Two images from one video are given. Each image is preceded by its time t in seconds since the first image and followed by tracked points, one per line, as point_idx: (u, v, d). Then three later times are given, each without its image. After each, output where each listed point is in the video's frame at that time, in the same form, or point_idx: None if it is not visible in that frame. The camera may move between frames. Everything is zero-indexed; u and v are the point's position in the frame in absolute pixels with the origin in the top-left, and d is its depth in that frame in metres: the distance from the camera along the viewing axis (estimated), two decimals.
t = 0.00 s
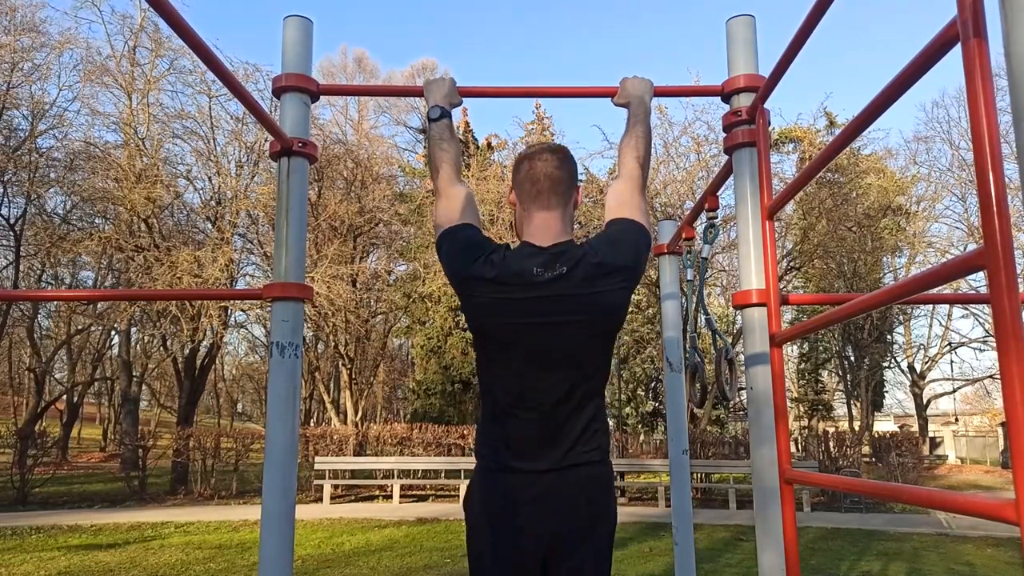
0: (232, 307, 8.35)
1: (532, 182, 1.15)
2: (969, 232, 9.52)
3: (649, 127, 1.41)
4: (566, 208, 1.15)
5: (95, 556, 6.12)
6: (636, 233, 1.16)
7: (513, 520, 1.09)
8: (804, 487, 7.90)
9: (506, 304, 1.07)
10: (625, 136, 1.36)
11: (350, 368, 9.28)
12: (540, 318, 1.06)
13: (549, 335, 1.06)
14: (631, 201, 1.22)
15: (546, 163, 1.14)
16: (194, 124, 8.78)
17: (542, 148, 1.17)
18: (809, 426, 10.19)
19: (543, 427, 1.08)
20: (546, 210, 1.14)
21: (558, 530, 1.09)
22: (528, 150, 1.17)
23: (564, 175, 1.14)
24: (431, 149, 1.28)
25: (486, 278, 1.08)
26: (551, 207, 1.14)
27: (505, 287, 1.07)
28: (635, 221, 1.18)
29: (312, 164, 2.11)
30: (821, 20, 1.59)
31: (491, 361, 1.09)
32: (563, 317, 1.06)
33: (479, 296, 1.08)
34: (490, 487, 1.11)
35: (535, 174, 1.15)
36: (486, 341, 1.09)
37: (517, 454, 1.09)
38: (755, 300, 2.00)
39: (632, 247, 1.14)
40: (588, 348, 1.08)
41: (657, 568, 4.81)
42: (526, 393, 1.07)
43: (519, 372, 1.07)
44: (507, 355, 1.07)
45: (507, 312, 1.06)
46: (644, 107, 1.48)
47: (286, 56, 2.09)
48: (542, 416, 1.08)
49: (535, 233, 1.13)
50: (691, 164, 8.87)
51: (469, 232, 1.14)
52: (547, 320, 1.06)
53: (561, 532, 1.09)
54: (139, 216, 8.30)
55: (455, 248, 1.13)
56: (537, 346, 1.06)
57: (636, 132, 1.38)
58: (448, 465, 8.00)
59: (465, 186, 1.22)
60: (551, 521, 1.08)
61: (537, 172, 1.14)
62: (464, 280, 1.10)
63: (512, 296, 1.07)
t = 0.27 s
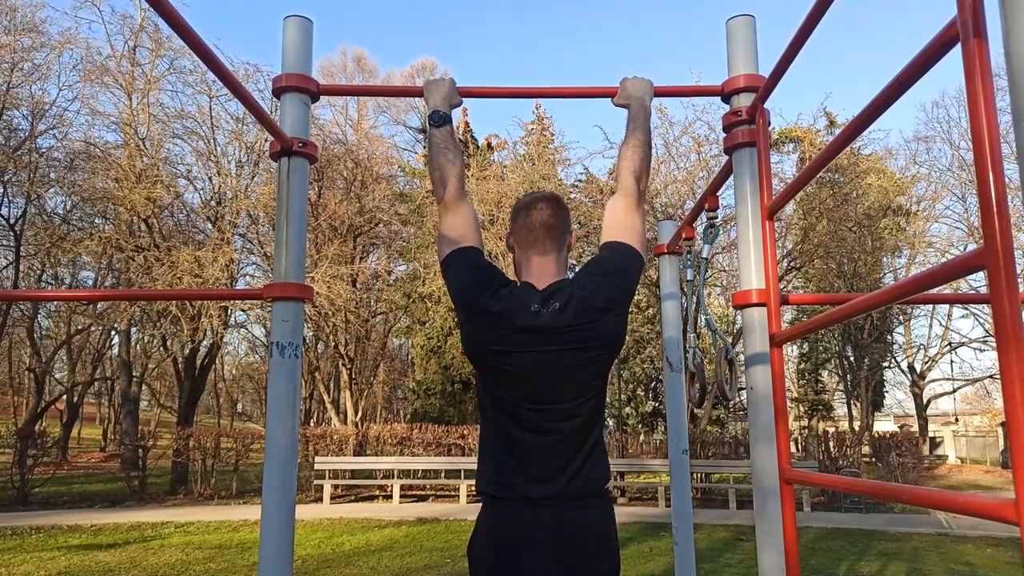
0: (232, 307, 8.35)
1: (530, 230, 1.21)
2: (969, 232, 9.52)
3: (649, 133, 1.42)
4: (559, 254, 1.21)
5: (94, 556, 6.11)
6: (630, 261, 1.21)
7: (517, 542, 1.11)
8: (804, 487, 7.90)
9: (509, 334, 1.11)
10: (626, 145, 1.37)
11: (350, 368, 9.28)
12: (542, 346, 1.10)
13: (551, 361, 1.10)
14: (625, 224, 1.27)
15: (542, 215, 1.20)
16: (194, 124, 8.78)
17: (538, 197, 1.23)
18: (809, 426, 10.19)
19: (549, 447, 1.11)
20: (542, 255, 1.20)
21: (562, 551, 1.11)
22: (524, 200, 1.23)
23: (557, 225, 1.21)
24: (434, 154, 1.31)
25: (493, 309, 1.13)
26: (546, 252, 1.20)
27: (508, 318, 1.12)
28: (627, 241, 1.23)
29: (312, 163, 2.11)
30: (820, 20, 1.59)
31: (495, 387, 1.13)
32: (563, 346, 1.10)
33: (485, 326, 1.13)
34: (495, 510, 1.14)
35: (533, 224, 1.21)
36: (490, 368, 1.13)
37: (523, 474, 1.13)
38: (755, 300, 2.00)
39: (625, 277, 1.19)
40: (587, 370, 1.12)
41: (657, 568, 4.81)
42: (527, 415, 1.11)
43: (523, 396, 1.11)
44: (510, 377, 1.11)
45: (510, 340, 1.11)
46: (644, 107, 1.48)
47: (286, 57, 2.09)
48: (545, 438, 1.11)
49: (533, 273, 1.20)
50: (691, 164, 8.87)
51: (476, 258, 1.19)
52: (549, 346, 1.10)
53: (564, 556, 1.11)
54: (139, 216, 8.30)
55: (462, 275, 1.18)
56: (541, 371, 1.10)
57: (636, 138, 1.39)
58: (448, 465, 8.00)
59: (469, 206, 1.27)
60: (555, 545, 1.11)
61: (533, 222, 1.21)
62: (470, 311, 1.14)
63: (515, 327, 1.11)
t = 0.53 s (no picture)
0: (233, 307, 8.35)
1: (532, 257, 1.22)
2: (969, 232, 9.52)
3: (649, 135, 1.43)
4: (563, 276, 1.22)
5: (95, 556, 6.11)
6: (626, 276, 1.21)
7: (520, 547, 1.12)
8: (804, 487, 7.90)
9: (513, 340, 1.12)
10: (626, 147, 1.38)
11: (350, 368, 9.28)
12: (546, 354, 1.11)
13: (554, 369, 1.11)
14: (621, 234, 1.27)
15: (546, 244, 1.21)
16: (194, 124, 8.78)
17: (541, 226, 1.23)
18: (809, 426, 10.19)
19: (553, 451, 1.12)
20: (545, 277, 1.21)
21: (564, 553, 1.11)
22: (528, 228, 1.23)
23: (560, 254, 1.22)
24: (440, 158, 1.32)
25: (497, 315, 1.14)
26: (549, 273, 1.21)
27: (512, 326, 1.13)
28: (617, 250, 1.23)
29: (312, 164, 2.11)
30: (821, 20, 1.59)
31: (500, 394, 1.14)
32: (568, 354, 1.11)
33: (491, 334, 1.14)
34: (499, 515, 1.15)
35: (534, 252, 1.22)
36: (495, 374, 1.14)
37: (525, 478, 1.13)
38: (755, 300, 2.00)
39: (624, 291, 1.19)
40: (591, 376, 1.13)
41: (657, 568, 4.81)
42: (531, 419, 1.11)
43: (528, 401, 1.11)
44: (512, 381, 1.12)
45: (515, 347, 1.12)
46: (643, 109, 1.48)
47: (286, 57, 2.09)
48: (550, 443, 1.11)
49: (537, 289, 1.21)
50: (691, 164, 8.87)
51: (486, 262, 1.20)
52: (554, 354, 1.11)
53: (567, 560, 1.11)
54: (139, 216, 8.30)
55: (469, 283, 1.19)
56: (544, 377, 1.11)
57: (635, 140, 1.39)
58: (448, 464, 8.00)
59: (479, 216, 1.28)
60: (556, 549, 1.11)
61: (537, 250, 1.22)
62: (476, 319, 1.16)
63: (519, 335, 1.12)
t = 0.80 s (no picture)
0: (233, 307, 8.35)
1: (532, 246, 1.21)
2: (969, 232, 9.52)
3: (649, 135, 1.43)
4: (562, 268, 1.22)
5: (95, 556, 6.12)
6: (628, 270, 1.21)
7: (520, 547, 1.11)
8: (804, 487, 7.91)
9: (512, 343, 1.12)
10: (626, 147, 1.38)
11: (350, 368, 9.28)
12: (545, 354, 1.12)
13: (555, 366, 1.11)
14: (624, 229, 1.27)
15: (546, 230, 1.21)
16: (194, 125, 8.79)
17: (542, 210, 1.23)
18: (809, 426, 10.20)
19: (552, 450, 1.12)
20: (545, 268, 1.21)
21: (566, 550, 1.11)
22: (528, 212, 1.23)
23: (561, 239, 1.22)
24: (438, 157, 1.32)
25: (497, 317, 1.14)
26: (548, 264, 1.22)
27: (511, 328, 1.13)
28: (622, 247, 1.24)
29: (312, 164, 2.11)
30: (820, 20, 1.59)
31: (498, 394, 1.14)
32: (567, 353, 1.12)
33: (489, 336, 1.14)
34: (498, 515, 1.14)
35: (537, 238, 1.21)
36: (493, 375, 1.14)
37: (524, 477, 1.13)
38: (755, 300, 2.00)
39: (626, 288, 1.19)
40: (592, 372, 1.13)
41: (657, 568, 4.81)
42: (530, 416, 1.12)
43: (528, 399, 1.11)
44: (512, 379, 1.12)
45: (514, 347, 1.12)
46: (643, 109, 1.49)
47: (286, 57, 2.09)
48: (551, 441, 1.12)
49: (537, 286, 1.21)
50: (691, 164, 8.87)
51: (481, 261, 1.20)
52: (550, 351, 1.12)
53: (565, 558, 1.11)
54: (139, 216, 8.30)
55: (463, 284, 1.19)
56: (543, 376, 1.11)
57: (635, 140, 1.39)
58: (448, 464, 8.00)
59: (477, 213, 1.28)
60: (554, 548, 1.11)
61: (537, 236, 1.21)
62: (472, 319, 1.15)
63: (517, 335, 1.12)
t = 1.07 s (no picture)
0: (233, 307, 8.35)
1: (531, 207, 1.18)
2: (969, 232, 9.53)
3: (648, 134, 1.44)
4: (564, 232, 1.19)
5: (95, 555, 6.12)
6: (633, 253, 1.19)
7: (514, 540, 1.09)
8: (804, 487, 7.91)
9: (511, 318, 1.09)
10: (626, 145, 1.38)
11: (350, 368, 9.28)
12: (546, 328, 1.09)
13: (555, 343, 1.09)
14: (627, 217, 1.26)
15: (546, 188, 1.17)
16: (194, 124, 8.79)
17: (544, 167, 1.19)
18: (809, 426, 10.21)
19: (547, 437, 1.10)
20: (546, 233, 1.18)
21: (561, 541, 1.09)
22: (528, 170, 1.19)
23: (563, 197, 1.17)
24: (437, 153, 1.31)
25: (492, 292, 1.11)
26: (550, 229, 1.18)
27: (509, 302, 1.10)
28: (625, 234, 1.22)
29: (311, 164, 2.11)
30: (820, 20, 1.59)
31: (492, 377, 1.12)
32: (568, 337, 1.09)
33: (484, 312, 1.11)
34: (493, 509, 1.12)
35: (535, 198, 1.17)
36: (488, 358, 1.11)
37: (519, 466, 1.11)
38: (755, 300, 2.01)
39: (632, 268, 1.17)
40: (594, 353, 1.11)
41: (657, 568, 4.81)
42: (527, 403, 1.09)
43: (525, 379, 1.09)
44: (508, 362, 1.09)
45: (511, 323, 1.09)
46: (643, 109, 1.48)
47: (286, 57, 2.09)
48: (549, 424, 1.10)
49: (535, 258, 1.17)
50: (691, 164, 8.88)
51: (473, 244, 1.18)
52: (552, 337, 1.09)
53: (560, 550, 1.08)
54: (139, 216, 8.29)
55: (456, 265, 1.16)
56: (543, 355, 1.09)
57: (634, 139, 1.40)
58: (448, 464, 8.01)
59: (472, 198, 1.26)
60: (548, 540, 1.08)
61: (538, 196, 1.17)
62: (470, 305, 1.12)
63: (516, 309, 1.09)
